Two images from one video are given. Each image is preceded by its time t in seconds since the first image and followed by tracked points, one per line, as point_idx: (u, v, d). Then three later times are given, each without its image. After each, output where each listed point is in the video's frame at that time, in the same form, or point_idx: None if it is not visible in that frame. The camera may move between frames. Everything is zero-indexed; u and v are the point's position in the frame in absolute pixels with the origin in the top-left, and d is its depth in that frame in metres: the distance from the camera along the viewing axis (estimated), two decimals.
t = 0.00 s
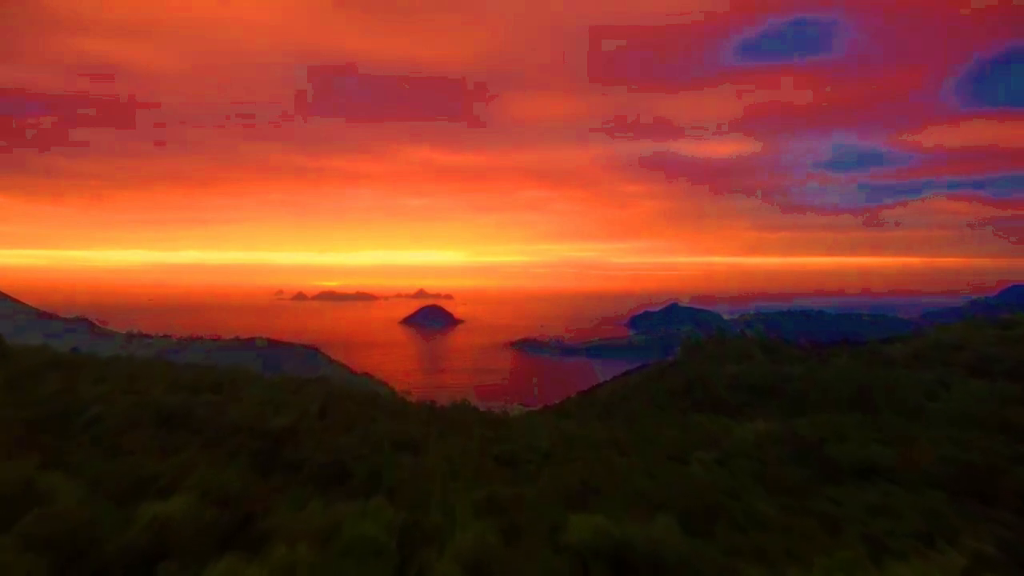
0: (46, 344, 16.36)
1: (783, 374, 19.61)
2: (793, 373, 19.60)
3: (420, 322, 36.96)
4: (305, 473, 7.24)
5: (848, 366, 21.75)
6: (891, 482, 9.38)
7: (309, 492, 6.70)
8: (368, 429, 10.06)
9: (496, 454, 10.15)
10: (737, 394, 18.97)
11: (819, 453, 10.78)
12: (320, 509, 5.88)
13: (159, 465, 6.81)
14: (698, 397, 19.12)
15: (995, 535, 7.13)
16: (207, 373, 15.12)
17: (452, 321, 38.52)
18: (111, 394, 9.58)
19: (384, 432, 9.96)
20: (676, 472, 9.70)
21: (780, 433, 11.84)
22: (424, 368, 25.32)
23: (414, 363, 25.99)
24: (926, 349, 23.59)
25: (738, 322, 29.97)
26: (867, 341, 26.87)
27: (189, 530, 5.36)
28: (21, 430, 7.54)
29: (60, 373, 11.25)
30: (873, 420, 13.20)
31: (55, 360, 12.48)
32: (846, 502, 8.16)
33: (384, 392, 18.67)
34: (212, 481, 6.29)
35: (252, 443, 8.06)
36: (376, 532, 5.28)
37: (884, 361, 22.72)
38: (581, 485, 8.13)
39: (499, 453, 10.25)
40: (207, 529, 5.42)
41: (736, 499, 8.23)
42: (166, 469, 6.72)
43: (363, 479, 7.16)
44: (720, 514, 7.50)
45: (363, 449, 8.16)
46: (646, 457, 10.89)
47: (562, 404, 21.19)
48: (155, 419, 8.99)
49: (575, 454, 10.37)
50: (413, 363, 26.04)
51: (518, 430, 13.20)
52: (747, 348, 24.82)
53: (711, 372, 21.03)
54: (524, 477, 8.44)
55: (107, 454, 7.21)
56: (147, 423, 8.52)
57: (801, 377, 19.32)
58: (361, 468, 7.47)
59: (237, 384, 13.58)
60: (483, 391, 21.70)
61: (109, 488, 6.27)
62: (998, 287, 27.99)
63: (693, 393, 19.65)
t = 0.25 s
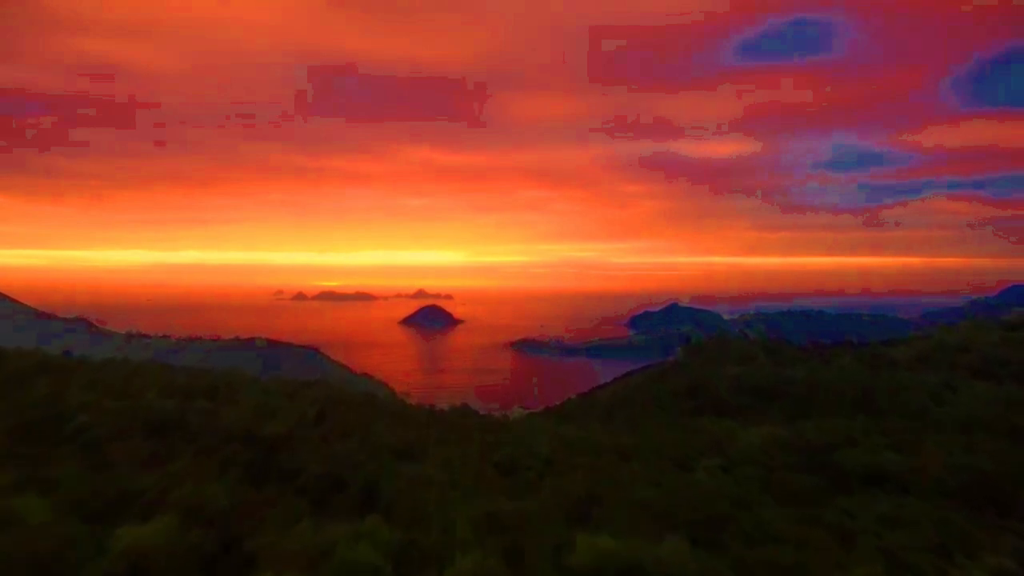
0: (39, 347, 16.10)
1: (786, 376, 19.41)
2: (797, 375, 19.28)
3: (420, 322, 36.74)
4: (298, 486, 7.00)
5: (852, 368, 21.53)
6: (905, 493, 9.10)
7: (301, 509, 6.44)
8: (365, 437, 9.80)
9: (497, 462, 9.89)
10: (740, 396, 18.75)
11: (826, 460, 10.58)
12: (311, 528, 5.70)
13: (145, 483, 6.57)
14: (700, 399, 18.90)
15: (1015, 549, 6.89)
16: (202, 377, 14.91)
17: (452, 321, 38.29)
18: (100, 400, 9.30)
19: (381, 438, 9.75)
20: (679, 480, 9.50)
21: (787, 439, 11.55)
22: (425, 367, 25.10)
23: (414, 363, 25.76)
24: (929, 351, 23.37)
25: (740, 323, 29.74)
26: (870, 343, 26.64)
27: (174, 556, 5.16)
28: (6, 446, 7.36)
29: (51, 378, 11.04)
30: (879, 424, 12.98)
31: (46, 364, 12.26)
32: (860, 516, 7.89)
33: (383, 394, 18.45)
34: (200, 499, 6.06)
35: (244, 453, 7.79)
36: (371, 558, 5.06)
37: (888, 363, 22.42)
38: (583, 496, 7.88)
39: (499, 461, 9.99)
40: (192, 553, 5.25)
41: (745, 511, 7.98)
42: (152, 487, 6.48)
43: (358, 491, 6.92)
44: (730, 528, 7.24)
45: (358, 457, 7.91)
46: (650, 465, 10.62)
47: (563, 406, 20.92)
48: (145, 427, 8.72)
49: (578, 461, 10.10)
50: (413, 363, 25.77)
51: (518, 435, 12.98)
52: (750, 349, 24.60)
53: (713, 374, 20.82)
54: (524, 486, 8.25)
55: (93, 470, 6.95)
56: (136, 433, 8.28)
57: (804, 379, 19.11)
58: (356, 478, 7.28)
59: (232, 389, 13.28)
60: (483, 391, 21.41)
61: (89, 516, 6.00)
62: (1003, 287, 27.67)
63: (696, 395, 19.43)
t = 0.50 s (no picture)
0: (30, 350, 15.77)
1: (792, 379, 19.06)
2: (803, 379, 18.88)
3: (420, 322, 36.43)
4: (288, 505, 6.64)
5: (858, 371, 21.17)
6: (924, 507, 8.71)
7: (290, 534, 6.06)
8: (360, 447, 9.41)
9: (497, 474, 9.50)
10: (744, 400, 18.40)
11: (838, 471, 10.22)
12: (299, 556, 5.35)
13: (125, 508, 6.19)
14: (704, 403, 18.55)
15: None
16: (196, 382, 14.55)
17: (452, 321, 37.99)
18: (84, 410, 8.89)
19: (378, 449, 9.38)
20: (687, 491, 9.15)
21: (798, 447, 11.17)
22: (424, 368, 24.78)
23: (413, 364, 25.44)
24: (936, 354, 23.00)
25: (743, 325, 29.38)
26: (874, 345, 26.28)
27: None
28: None
29: (36, 386, 10.68)
30: (891, 431, 12.63)
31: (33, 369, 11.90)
32: (881, 531, 7.50)
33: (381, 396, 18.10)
34: (181, 523, 5.70)
35: (232, 467, 7.40)
36: None
37: (894, 366, 22.06)
38: (589, 513, 7.50)
39: (500, 473, 9.60)
40: None
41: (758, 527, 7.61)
42: (130, 514, 6.08)
43: (352, 509, 6.56)
44: (745, 547, 6.87)
45: (352, 471, 7.53)
46: (657, 475, 10.24)
47: (565, 409, 20.58)
48: (130, 440, 8.32)
49: (582, 472, 9.72)
50: (412, 364, 25.36)
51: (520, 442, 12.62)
52: (753, 351, 24.24)
53: (717, 377, 20.48)
54: (527, 500, 7.89)
55: (72, 491, 6.59)
56: (120, 448, 7.92)
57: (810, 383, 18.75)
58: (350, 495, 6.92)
59: (225, 395, 12.88)
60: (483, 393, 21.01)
61: (63, 553, 5.62)
62: (1009, 288, 27.26)
63: (700, 398, 19.08)
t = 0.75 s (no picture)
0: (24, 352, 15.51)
1: (796, 381, 18.77)
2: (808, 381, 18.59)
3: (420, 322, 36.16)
4: (280, 523, 6.39)
5: (862, 373, 20.88)
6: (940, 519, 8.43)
7: (281, 558, 5.80)
8: (357, 454, 9.15)
9: (499, 483, 9.24)
10: (748, 402, 18.12)
11: (848, 479, 9.94)
12: None
13: (109, 528, 5.92)
14: (707, 406, 18.29)
15: None
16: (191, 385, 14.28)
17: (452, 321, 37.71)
18: (72, 417, 8.62)
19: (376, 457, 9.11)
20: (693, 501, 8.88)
21: (806, 454, 10.89)
22: (424, 368, 24.50)
23: (413, 364, 25.17)
24: (941, 355, 22.71)
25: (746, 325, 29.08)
26: (878, 346, 25.97)
27: None
28: None
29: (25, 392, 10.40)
30: (900, 436, 12.35)
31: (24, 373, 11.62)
32: (897, 549, 7.23)
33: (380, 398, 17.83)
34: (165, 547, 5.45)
35: (224, 479, 7.14)
36: None
37: (899, 368, 21.77)
38: (593, 526, 7.24)
39: (502, 482, 9.34)
40: None
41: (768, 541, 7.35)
42: (116, 536, 5.83)
43: (345, 528, 6.30)
44: (755, 564, 6.61)
45: (348, 482, 7.27)
46: (662, 483, 9.98)
47: (566, 410, 20.30)
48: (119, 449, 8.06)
49: (586, 480, 9.46)
50: (412, 364, 25.09)
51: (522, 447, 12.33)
52: (757, 352, 23.95)
53: (721, 379, 20.20)
54: (529, 512, 7.62)
55: (56, 506, 6.33)
56: (109, 459, 7.66)
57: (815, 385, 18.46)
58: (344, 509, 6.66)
59: (220, 399, 12.60)
60: (484, 393, 20.73)
61: None
62: (1014, 288, 26.94)
63: (703, 401, 18.80)
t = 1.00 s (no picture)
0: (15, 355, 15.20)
1: (802, 383, 18.43)
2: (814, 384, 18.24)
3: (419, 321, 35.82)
4: (268, 542, 6.03)
5: (869, 375, 20.51)
6: (960, 533, 8.06)
7: None
8: (353, 464, 8.79)
9: (500, 493, 8.89)
10: (754, 405, 17.77)
11: (863, 489, 9.58)
12: None
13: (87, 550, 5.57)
14: (712, 409, 17.95)
15: None
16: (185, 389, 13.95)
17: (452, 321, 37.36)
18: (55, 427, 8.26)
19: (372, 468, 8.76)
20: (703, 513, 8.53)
21: (818, 461, 10.53)
22: (423, 369, 24.17)
23: (413, 364, 24.83)
24: (948, 358, 22.33)
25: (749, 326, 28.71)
26: (883, 347, 25.59)
27: None
28: None
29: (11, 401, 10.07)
30: (912, 442, 11.99)
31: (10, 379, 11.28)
32: (918, 567, 6.86)
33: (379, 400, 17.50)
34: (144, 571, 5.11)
35: (211, 492, 6.79)
36: None
37: (905, 371, 21.40)
38: (600, 543, 6.87)
39: (502, 492, 8.99)
40: None
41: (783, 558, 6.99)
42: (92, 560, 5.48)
43: (338, 546, 5.94)
44: None
45: (341, 496, 6.90)
46: (669, 493, 9.62)
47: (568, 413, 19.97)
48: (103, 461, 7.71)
49: (589, 490, 9.10)
50: (411, 364, 24.76)
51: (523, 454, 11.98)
52: (761, 354, 23.59)
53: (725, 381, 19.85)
54: (531, 526, 7.26)
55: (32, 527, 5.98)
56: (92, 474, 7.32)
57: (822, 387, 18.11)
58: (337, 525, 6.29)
59: (213, 404, 12.26)
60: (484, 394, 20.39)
61: None
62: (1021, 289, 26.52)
63: (707, 403, 18.45)
